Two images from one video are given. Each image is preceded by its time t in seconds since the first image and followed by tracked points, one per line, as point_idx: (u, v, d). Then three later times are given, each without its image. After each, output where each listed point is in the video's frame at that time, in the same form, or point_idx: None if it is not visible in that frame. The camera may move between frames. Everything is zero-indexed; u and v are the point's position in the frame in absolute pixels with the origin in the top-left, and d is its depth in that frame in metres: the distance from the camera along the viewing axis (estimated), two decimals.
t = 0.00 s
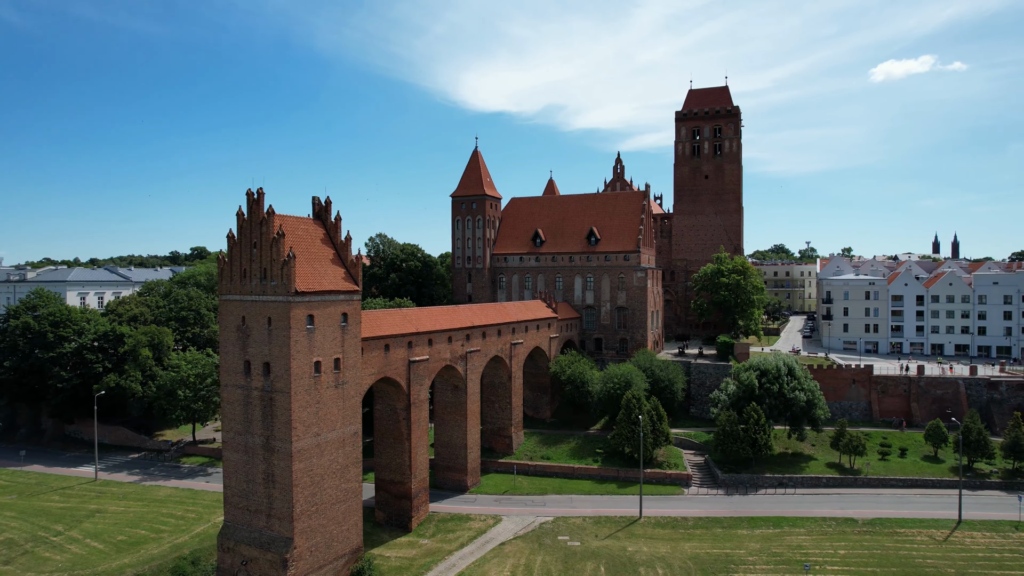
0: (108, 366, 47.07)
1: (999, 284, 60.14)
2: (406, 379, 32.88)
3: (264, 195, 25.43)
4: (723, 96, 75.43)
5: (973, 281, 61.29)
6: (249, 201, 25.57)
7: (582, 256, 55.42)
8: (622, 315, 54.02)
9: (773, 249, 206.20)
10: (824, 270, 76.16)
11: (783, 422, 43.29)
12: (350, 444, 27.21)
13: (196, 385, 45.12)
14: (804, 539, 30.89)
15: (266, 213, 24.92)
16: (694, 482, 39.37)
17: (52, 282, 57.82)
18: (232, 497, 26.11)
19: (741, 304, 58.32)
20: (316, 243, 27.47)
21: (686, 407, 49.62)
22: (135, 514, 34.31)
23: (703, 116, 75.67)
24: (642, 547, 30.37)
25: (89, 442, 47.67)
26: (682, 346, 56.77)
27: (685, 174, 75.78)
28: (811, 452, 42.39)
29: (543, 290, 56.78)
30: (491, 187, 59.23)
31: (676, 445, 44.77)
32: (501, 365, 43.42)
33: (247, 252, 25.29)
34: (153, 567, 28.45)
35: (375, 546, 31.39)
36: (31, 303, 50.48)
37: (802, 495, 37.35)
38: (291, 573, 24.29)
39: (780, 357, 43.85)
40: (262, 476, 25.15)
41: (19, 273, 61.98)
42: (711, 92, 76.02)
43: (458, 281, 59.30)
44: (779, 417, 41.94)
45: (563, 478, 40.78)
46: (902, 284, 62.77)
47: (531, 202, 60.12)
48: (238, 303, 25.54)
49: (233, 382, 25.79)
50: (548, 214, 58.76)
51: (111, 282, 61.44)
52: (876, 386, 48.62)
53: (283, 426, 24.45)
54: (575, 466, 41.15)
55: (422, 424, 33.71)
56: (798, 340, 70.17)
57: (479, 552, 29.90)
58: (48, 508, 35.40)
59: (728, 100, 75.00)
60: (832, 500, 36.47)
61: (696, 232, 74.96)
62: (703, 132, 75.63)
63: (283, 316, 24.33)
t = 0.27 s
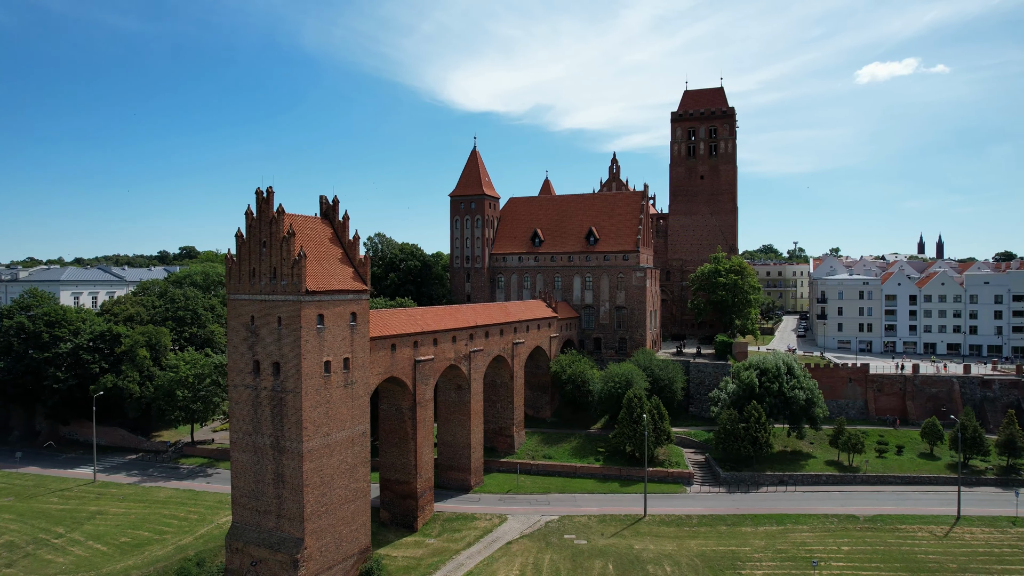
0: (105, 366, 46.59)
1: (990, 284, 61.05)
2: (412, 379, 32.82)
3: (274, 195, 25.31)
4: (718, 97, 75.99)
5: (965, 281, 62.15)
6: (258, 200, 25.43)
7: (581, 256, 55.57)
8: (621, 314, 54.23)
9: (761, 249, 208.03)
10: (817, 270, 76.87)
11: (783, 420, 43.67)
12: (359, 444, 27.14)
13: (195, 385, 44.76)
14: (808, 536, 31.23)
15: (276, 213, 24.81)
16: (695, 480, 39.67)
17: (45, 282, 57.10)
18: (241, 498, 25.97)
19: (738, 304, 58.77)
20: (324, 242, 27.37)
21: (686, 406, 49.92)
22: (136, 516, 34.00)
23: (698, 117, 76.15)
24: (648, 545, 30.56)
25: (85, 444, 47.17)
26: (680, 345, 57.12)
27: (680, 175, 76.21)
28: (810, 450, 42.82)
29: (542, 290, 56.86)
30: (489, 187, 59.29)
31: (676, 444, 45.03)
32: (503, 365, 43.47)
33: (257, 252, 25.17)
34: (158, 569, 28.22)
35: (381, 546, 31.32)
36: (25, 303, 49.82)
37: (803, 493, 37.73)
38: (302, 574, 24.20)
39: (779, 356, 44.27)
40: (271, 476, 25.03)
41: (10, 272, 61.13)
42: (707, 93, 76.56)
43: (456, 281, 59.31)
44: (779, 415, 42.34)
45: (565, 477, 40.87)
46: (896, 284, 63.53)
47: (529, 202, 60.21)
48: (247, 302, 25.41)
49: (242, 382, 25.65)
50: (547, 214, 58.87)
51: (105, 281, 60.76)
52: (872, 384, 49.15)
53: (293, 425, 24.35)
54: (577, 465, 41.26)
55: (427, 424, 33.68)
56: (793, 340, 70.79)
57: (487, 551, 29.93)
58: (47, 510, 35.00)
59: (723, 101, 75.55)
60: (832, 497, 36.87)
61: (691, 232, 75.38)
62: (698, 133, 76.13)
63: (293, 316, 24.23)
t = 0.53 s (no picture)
0: (103, 367, 46.17)
1: (982, 284, 61.88)
2: (419, 379, 32.80)
3: (285, 194, 25.21)
4: (714, 98, 76.45)
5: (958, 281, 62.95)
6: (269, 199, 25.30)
7: (581, 256, 55.74)
8: (621, 314, 54.45)
9: (751, 249, 209.61)
10: (812, 270, 77.54)
11: (783, 419, 44.08)
12: (369, 444, 27.10)
13: (195, 385, 44.40)
14: (812, 533, 31.53)
15: (288, 212, 24.72)
16: (698, 479, 39.93)
17: (40, 281, 56.41)
18: (251, 499, 25.88)
19: (735, 304, 59.19)
20: (334, 242, 27.31)
21: (686, 405, 50.18)
22: (140, 517, 33.72)
23: (695, 117, 76.58)
24: (655, 543, 30.74)
25: (82, 446, 46.74)
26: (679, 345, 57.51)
27: (677, 175, 76.59)
28: (810, 448, 43.23)
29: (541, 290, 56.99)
30: (488, 186, 59.31)
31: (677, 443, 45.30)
32: (506, 365, 43.53)
33: (268, 251, 25.06)
34: (165, 571, 28.02)
35: (388, 546, 31.26)
36: (20, 303, 49.23)
37: (805, 491, 38.10)
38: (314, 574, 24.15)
39: (780, 355, 44.64)
40: (282, 476, 24.95)
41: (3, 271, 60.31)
42: (703, 94, 77.01)
43: (456, 280, 59.31)
44: (781, 414, 42.72)
45: (569, 476, 40.99)
46: (890, 284, 64.22)
47: (529, 202, 60.28)
48: (258, 302, 25.30)
49: (252, 382, 25.55)
50: (546, 213, 58.94)
51: (100, 281, 60.16)
52: (870, 383, 49.69)
53: (305, 425, 24.28)
54: (581, 464, 41.40)
55: (433, 423, 33.68)
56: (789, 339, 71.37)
57: (495, 550, 29.99)
58: (49, 512, 34.63)
59: (719, 102, 76.02)
60: (834, 495, 37.28)
61: (688, 232, 75.73)
62: (695, 134, 76.57)
63: (305, 316, 24.15)
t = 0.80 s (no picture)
0: (101, 367, 45.72)
1: (975, 284, 62.70)
2: (426, 378, 32.79)
3: (297, 193, 25.10)
4: (711, 99, 76.96)
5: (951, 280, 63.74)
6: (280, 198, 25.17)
7: (581, 256, 55.91)
8: (621, 314, 54.67)
9: (741, 249, 210.88)
10: (807, 270, 78.20)
11: (784, 417, 44.48)
12: (380, 443, 27.06)
13: (195, 386, 44.01)
14: (817, 530, 31.82)
15: (300, 211, 24.61)
16: (701, 477, 40.18)
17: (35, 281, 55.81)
18: (261, 499, 25.76)
19: (734, 303, 59.61)
20: (344, 241, 27.22)
21: (686, 404, 50.47)
22: (143, 519, 33.43)
23: (691, 118, 77.06)
24: (663, 541, 30.93)
25: (80, 447, 46.27)
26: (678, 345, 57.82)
27: (673, 175, 77.02)
28: (810, 446, 43.64)
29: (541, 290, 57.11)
30: (488, 186, 59.35)
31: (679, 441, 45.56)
32: (509, 364, 43.58)
33: (279, 250, 24.94)
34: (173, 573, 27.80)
35: (396, 546, 31.21)
36: (16, 302, 48.65)
37: (807, 488, 38.46)
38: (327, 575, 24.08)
39: (780, 355, 45.02)
40: (294, 476, 24.85)
41: None
42: (699, 95, 77.51)
43: (456, 280, 59.32)
44: (781, 412, 43.10)
45: (572, 475, 41.11)
46: (885, 284, 64.90)
47: (528, 202, 60.38)
48: (269, 301, 25.18)
49: (263, 381, 25.43)
50: (546, 213, 59.06)
51: (96, 281, 59.60)
52: (867, 381, 50.22)
53: (318, 425, 24.21)
54: (584, 463, 41.55)
55: (440, 423, 33.67)
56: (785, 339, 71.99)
57: (504, 549, 30.04)
58: (50, 514, 34.26)
59: (716, 103, 76.53)
60: (835, 492, 37.67)
61: (684, 232, 76.14)
62: (691, 134, 77.04)
63: (318, 315, 24.07)
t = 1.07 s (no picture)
0: (99, 368, 45.23)
1: (968, 284, 63.57)
2: (433, 378, 32.78)
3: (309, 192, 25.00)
4: (707, 100, 77.44)
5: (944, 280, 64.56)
6: (292, 198, 25.07)
7: (581, 256, 56.10)
8: (621, 314, 54.90)
9: (732, 249, 212.33)
10: (802, 270, 78.90)
11: (784, 416, 44.90)
12: (390, 443, 27.02)
13: (196, 386, 43.75)
14: (821, 527, 32.15)
15: (312, 210, 24.52)
16: (704, 475, 40.45)
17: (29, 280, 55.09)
18: (271, 500, 25.63)
19: (732, 303, 60.03)
20: (354, 241, 27.15)
21: (686, 403, 50.78)
22: (147, 521, 33.14)
23: (688, 119, 77.52)
24: (670, 539, 31.15)
25: (77, 449, 45.77)
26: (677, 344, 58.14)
27: (670, 176, 77.45)
28: (810, 444, 44.07)
29: (541, 290, 57.23)
30: (488, 186, 59.37)
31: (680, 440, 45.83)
32: (512, 364, 43.63)
33: (291, 250, 24.85)
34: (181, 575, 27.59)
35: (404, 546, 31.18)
36: (11, 303, 47.99)
37: (808, 486, 38.84)
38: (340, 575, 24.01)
39: (780, 354, 45.40)
40: (305, 477, 24.75)
41: None
42: (695, 96, 77.97)
43: (455, 279, 59.32)
44: (782, 411, 43.50)
45: (576, 474, 41.26)
46: (880, 284, 65.63)
47: (528, 202, 60.46)
48: (280, 301, 25.08)
49: (274, 382, 25.32)
50: (546, 213, 59.17)
51: (90, 280, 58.95)
52: (864, 380, 50.78)
53: (330, 425, 24.14)
54: (587, 462, 41.71)
55: (446, 423, 33.68)
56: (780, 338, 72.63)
57: (513, 548, 30.12)
58: (52, 517, 33.86)
59: (712, 104, 77.02)
60: (837, 490, 38.09)
61: (681, 232, 76.54)
62: (688, 135, 77.50)
63: (331, 315, 24.00)
